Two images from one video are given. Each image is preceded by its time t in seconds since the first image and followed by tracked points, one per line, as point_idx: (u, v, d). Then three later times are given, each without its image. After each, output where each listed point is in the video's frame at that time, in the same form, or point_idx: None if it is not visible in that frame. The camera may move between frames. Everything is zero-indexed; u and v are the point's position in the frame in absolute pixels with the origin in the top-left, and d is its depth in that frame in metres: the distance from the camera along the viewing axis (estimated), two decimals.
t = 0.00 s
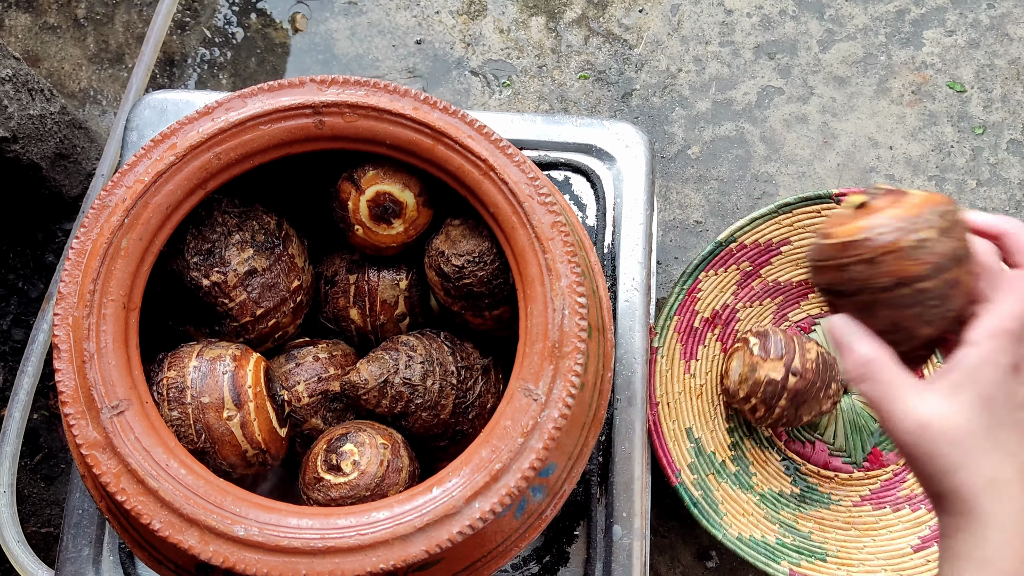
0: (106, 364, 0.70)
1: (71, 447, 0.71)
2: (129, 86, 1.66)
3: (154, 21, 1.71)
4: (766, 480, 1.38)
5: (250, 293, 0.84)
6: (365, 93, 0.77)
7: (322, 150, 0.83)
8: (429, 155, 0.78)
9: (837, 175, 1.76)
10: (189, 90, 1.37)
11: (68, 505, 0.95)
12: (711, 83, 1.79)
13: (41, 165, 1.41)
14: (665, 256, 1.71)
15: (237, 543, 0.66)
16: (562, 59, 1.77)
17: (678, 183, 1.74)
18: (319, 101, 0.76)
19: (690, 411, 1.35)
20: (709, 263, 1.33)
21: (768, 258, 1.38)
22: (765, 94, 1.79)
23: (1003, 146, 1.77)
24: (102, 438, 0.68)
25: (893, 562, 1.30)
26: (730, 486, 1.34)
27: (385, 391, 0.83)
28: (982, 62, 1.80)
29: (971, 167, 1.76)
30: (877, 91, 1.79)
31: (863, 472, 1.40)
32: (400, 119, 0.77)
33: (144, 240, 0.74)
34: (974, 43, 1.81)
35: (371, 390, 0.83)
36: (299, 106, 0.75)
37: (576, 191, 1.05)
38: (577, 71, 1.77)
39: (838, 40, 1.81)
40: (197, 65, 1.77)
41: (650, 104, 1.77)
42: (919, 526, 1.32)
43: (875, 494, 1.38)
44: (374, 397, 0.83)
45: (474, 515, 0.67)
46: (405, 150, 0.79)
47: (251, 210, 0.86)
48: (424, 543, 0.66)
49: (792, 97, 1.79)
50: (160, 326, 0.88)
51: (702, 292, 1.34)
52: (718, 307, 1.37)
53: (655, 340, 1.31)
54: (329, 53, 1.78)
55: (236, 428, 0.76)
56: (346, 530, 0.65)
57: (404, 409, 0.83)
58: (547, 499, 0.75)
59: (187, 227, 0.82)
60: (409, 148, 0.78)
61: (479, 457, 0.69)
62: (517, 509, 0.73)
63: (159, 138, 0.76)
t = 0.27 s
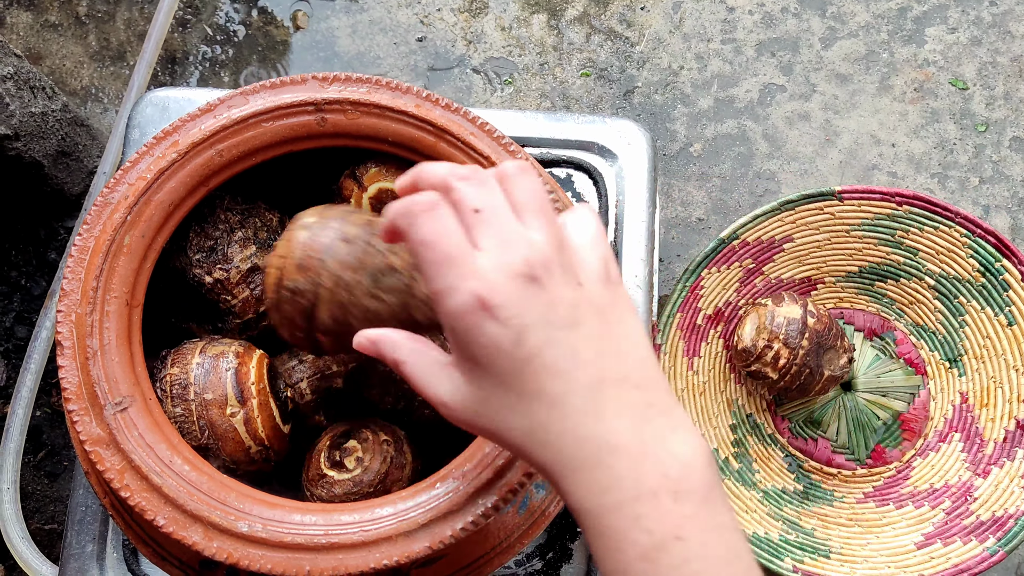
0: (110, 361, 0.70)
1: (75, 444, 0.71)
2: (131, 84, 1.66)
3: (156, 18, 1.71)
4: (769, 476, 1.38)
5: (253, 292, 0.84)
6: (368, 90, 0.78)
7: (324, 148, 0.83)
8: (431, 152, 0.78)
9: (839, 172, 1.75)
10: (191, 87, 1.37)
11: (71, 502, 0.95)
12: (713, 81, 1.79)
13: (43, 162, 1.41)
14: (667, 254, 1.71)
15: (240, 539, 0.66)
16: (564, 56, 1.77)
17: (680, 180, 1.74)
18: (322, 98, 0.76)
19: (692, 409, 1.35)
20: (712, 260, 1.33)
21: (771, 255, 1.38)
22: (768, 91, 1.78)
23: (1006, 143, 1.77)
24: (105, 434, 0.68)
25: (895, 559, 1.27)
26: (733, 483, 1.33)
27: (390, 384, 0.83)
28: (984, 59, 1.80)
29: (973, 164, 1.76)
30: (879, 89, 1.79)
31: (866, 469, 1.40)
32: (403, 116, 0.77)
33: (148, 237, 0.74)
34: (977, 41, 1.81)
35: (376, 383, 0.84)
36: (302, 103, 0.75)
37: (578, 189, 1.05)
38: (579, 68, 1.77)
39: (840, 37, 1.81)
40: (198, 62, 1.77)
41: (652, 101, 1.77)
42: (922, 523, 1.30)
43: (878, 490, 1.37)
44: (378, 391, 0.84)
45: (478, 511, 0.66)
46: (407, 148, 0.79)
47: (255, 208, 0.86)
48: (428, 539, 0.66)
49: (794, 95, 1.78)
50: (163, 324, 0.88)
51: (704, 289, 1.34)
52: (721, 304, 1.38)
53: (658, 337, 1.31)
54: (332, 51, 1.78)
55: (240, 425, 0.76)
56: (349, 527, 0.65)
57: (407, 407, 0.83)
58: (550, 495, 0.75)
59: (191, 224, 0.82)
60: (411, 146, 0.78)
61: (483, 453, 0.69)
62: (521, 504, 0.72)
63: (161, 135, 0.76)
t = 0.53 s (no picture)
0: (106, 362, 0.70)
1: (72, 445, 0.71)
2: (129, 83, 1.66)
3: (154, 17, 1.71)
4: (768, 476, 1.38)
5: (250, 297, 0.84)
6: (365, 89, 0.77)
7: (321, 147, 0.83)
8: (428, 151, 0.78)
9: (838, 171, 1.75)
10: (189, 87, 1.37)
11: (70, 503, 0.95)
12: (712, 79, 1.78)
13: (40, 163, 1.41)
14: (666, 253, 1.71)
15: (236, 540, 0.66)
16: (563, 55, 1.77)
17: (678, 179, 1.74)
18: (318, 97, 0.76)
19: (691, 409, 1.35)
20: (710, 259, 1.33)
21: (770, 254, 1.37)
22: (766, 90, 1.78)
23: (1004, 141, 1.77)
24: (102, 435, 0.68)
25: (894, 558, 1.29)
26: (731, 483, 1.34)
27: (383, 391, 0.83)
28: (983, 57, 1.80)
29: (972, 163, 1.76)
30: (878, 87, 1.79)
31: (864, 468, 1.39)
32: (399, 115, 0.77)
33: (144, 238, 0.74)
34: (975, 38, 1.81)
35: (370, 389, 0.83)
36: (299, 103, 0.75)
37: (577, 189, 1.04)
38: (577, 67, 1.77)
39: (838, 35, 1.81)
40: (197, 62, 1.77)
41: (651, 100, 1.77)
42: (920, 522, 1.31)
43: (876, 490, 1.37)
44: (371, 396, 0.83)
45: (476, 512, 0.66)
46: (404, 147, 0.79)
47: (255, 211, 0.86)
48: (426, 539, 0.66)
49: (793, 93, 1.78)
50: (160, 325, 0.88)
51: (703, 288, 1.35)
52: (720, 303, 1.37)
53: (657, 336, 1.33)
54: (330, 50, 1.78)
55: (234, 425, 0.76)
56: (347, 528, 0.65)
57: (402, 410, 0.83)
58: (548, 496, 0.75)
59: (189, 226, 0.82)
60: (408, 145, 0.78)
61: (481, 454, 0.69)
62: (519, 505, 0.72)
63: (158, 135, 0.75)
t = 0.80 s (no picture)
0: (110, 362, 0.70)
1: (76, 446, 0.71)
2: (131, 84, 1.66)
3: (156, 18, 1.71)
4: (771, 473, 1.38)
5: (253, 298, 0.84)
6: (366, 89, 0.77)
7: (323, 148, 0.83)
8: (430, 151, 0.78)
9: (840, 169, 1.75)
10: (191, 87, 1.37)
11: (73, 503, 0.95)
12: (713, 77, 1.78)
13: (43, 164, 1.41)
14: (668, 251, 1.71)
15: (239, 540, 0.66)
16: (564, 54, 1.77)
17: (680, 177, 1.74)
18: (320, 98, 0.76)
19: (693, 407, 1.35)
20: (712, 257, 1.33)
21: (771, 252, 1.37)
22: (768, 87, 1.78)
23: (1006, 138, 1.76)
24: (106, 436, 0.68)
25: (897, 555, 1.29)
26: (734, 481, 1.34)
27: (386, 390, 0.83)
28: (985, 53, 1.80)
29: (974, 159, 1.76)
30: (880, 84, 1.79)
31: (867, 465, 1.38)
32: (401, 115, 0.77)
33: (147, 239, 0.74)
34: (977, 35, 1.80)
35: (373, 388, 0.84)
36: (300, 104, 0.76)
37: (579, 188, 1.04)
38: (579, 65, 1.77)
39: (840, 32, 1.80)
40: (199, 63, 1.77)
41: (652, 98, 1.77)
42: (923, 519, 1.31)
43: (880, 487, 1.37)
44: (375, 395, 0.84)
45: (478, 510, 0.67)
46: (405, 147, 0.79)
47: (257, 212, 0.86)
48: (429, 538, 0.66)
49: (794, 91, 1.78)
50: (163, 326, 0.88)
51: (705, 286, 1.34)
52: (722, 301, 1.38)
53: (659, 334, 1.31)
54: (331, 50, 1.78)
55: (235, 422, 0.76)
56: (350, 526, 0.66)
57: (404, 409, 0.84)
58: (550, 495, 0.75)
59: (192, 227, 0.83)
60: (410, 145, 0.78)
61: (483, 453, 0.69)
62: (521, 504, 0.72)
63: (161, 136, 0.76)
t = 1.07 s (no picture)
0: (103, 365, 0.70)
1: (70, 449, 0.71)
2: (125, 85, 1.66)
3: (150, 19, 1.71)
4: (768, 474, 1.38)
5: (247, 300, 0.84)
6: (360, 90, 0.77)
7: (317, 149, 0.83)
8: (424, 152, 0.78)
9: (836, 168, 1.75)
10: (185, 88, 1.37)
11: (67, 507, 0.95)
12: (708, 77, 1.78)
13: (37, 165, 1.41)
14: (664, 252, 1.71)
15: (234, 544, 0.66)
16: (559, 54, 1.77)
17: (676, 177, 1.74)
18: (313, 98, 0.76)
19: (690, 407, 1.35)
20: (708, 258, 1.33)
21: (767, 252, 1.37)
22: (763, 87, 1.78)
23: (1001, 137, 1.77)
24: (99, 439, 0.68)
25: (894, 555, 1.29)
26: (731, 481, 1.34)
27: (381, 392, 0.82)
28: (980, 53, 1.80)
29: (969, 159, 1.76)
30: (875, 84, 1.79)
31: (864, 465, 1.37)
32: (395, 116, 0.76)
33: (140, 241, 0.74)
34: (972, 34, 1.80)
35: (368, 391, 0.83)
36: (294, 105, 0.75)
37: (574, 188, 1.05)
38: (574, 66, 1.77)
39: (835, 32, 1.80)
40: (192, 63, 1.76)
41: (648, 98, 1.77)
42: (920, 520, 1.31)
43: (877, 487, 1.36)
44: (369, 397, 0.83)
45: (474, 513, 0.66)
46: (400, 148, 0.79)
47: (250, 213, 0.86)
48: (424, 541, 0.66)
49: (790, 91, 1.78)
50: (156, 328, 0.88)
51: (701, 286, 1.34)
52: (718, 302, 1.37)
53: (654, 335, 1.32)
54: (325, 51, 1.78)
55: (230, 423, 0.76)
56: (344, 529, 0.65)
57: (399, 411, 0.83)
58: (546, 496, 0.75)
59: (184, 229, 0.82)
60: (405, 146, 0.78)
61: (478, 455, 0.68)
62: (516, 506, 0.72)
63: (153, 138, 0.75)
